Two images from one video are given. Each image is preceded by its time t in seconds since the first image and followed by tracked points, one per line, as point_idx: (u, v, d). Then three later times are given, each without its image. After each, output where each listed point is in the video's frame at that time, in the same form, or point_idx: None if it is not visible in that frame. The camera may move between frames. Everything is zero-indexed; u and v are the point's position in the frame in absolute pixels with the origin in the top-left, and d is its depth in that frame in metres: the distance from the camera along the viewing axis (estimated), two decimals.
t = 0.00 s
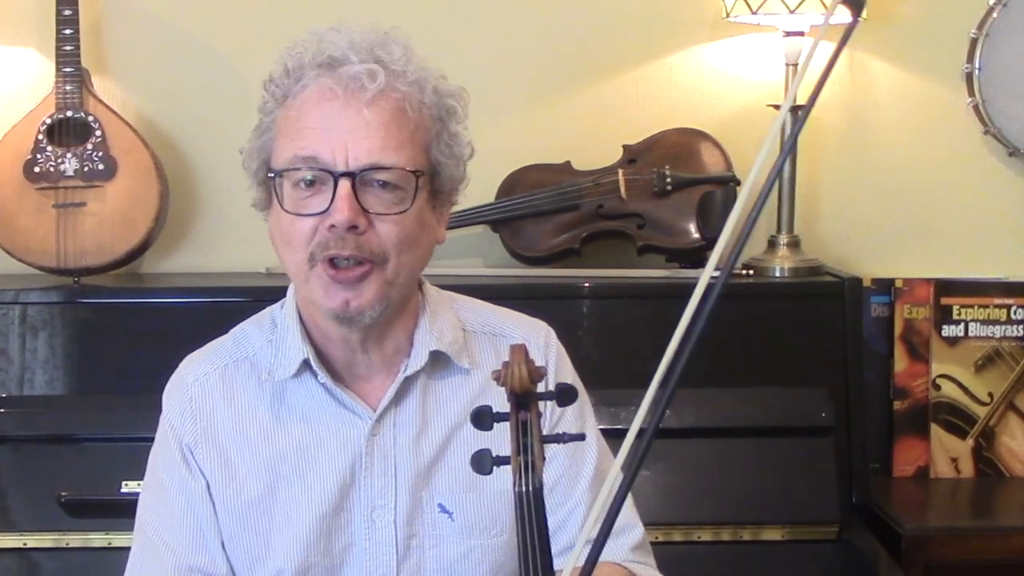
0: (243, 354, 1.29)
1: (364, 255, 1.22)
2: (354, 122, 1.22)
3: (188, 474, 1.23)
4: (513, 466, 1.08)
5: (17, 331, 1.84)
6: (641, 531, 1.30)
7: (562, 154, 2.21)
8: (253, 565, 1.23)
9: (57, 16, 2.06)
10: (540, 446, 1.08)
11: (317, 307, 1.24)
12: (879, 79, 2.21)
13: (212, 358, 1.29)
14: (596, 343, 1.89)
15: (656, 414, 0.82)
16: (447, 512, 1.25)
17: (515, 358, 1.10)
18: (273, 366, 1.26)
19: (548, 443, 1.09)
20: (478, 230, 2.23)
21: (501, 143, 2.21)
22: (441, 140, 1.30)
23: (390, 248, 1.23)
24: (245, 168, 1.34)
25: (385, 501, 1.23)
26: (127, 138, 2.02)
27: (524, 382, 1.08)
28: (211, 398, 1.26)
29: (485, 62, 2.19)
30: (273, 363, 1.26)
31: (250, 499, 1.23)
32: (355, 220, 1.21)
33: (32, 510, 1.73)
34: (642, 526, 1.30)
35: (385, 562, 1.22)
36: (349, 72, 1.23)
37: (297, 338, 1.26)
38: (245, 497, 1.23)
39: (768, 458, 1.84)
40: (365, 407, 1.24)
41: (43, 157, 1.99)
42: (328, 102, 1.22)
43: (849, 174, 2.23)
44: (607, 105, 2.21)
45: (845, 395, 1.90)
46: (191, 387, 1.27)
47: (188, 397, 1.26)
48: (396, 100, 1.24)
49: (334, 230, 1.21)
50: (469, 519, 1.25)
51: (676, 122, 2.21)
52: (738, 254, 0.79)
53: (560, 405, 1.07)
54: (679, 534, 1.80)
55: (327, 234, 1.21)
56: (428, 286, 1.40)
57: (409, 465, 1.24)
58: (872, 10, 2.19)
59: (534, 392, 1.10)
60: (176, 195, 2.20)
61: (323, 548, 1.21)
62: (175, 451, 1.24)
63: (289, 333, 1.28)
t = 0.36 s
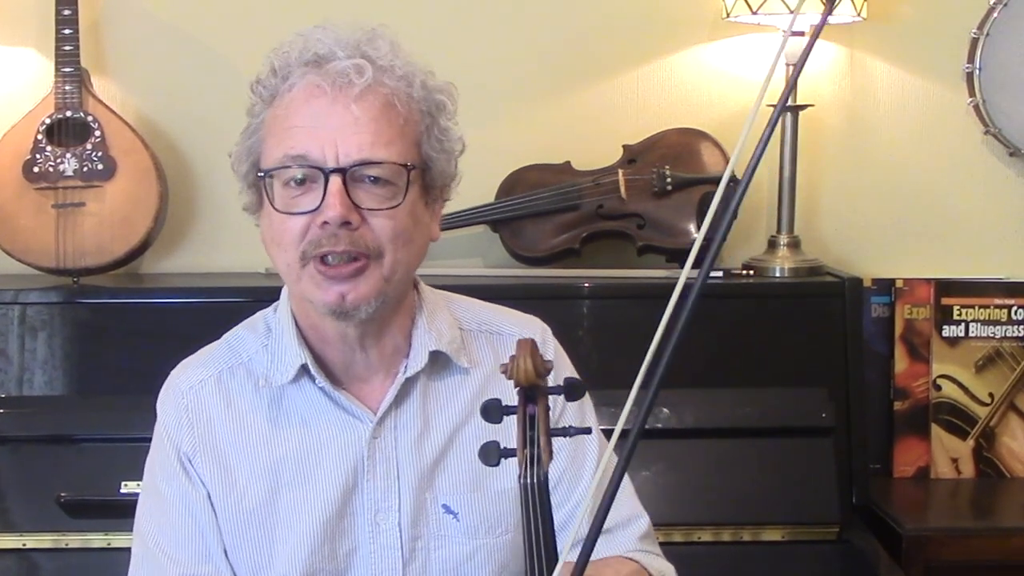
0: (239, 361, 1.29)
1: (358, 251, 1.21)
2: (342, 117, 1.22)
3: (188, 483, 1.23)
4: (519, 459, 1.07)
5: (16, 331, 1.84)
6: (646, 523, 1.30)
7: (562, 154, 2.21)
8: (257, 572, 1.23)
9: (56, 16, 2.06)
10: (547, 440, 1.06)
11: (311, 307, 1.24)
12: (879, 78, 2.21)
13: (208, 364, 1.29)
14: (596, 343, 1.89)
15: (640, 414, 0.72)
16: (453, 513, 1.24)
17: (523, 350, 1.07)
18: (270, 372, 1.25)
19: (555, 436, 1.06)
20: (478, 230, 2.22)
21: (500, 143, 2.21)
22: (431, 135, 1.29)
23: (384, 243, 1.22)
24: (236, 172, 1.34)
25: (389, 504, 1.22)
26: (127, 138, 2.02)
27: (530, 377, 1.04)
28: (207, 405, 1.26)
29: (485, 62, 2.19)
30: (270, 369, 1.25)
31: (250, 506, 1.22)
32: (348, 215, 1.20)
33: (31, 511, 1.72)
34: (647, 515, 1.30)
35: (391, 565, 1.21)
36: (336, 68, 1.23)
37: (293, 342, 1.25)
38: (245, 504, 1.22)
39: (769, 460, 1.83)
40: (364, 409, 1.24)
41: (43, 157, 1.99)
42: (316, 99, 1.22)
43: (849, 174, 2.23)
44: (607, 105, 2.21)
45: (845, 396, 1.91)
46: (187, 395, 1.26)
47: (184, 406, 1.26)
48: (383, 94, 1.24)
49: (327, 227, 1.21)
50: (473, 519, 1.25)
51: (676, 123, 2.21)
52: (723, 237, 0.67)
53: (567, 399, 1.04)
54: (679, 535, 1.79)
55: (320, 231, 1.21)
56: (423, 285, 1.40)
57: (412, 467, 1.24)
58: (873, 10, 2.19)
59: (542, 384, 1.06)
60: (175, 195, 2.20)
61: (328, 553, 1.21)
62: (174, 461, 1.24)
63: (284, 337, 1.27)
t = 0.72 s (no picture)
0: (236, 360, 1.29)
1: (355, 241, 1.21)
2: (342, 107, 1.22)
3: (184, 482, 1.23)
4: (534, 474, 1.08)
5: (15, 332, 1.84)
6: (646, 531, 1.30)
7: (561, 155, 2.21)
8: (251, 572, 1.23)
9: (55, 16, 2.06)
10: (560, 452, 1.08)
11: (308, 302, 1.23)
12: (878, 79, 2.21)
13: (206, 363, 1.29)
14: (596, 343, 1.89)
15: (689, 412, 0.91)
16: (447, 516, 1.24)
17: (535, 363, 1.10)
18: (267, 371, 1.25)
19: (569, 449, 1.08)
20: (478, 230, 2.22)
21: (500, 143, 2.20)
22: (431, 131, 1.29)
23: (382, 235, 1.22)
24: (236, 170, 1.34)
25: (384, 506, 1.22)
26: (126, 138, 2.02)
27: (546, 390, 1.07)
28: (204, 404, 1.25)
29: (484, 62, 2.19)
30: (267, 368, 1.25)
31: (246, 506, 1.22)
32: (346, 205, 1.20)
33: (30, 511, 1.72)
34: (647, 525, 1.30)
35: (385, 567, 1.21)
36: (336, 60, 1.24)
37: (291, 341, 1.25)
38: (241, 503, 1.22)
39: (768, 460, 1.83)
40: (360, 410, 1.24)
41: (42, 158, 1.99)
42: (316, 90, 1.23)
43: (849, 174, 2.23)
44: (607, 105, 2.20)
45: (845, 396, 1.91)
46: (185, 394, 1.26)
47: (181, 404, 1.26)
48: (383, 86, 1.24)
49: (325, 217, 1.20)
50: (468, 523, 1.25)
51: (676, 123, 2.21)
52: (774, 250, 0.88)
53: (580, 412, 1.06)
54: (679, 535, 1.79)
55: (318, 221, 1.20)
56: (423, 286, 1.39)
57: (407, 469, 1.24)
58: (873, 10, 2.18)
59: (554, 399, 1.09)
60: (175, 195, 2.19)
61: (322, 553, 1.21)
62: (170, 459, 1.23)
63: (282, 336, 1.27)
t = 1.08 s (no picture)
0: (241, 358, 1.28)
1: (370, 244, 1.20)
2: (361, 110, 1.21)
3: (186, 480, 1.22)
4: (490, 479, 1.08)
5: (14, 332, 1.84)
6: (639, 539, 1.30)
7: (561, 155, 2.21)
8: (252, 572, 1.23)
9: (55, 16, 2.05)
10: (513, 455, 1.08)
11: (318, 303, 1.23)
12: (878, 79, 2.20)
13: (210, 361, 1.28)
14: (595, 343, 1.88)
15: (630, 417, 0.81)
16: (447, 519, 1.24)
17: (485, 367, 1.09)
18: (272, 370, 1.25)
19: (523, 452, 1.08)
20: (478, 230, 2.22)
21: (500, 144, 2.20)
22: (446, 137, 1.29)
23: (395, 238, 1.22)
24: (247, 167, 1.33)
25: (385, 509, 1.22)
26: (126, 138, 2.02)
27: (496, 394, 1.07)
28: (208, 402, 1.25)
29: (484, 62, 2.19)
30: (271, 367, 1.25)
31: (248, 505, 1.22)
32: (361, 208, 1.20)
33: (28, 512, 1.72)
34: (639, 533, 1.30)
35: (384, 568, 1.21)
36: (357, 61, 1.23)
37: (296, 341, 1.25)
38: (244, 502, 1.22)
39: (769, 461, 1.83)
40: (364, 413, 1.23)
41: (42, 158, 1.98)
42: (336, 91, 1.22)
43: (849, 174, 2.22)
44: (607, 105, 2.20)
45: (845, 399, 1.91)
46: (188, 392, 1.26)
47: (185, 402, 1.25)
48: (403, 90, 1.24)
49: (340, 219, 1.20)
50: (468, 526, 1.24)
51: (675, 123, 2.21)
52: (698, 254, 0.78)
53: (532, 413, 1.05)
54: (679, 536, 1.78)
55: (333, 223, 1.20)
56: (429, 289, 1.39)
57: (409, 472, 1.23)
58: (872, 10, 2.18)
59: (505, 402, 1.09)
60: (174, 195, 2.19)
61: (323, 554, 1.21)
62: (172, 457, 1.23)
63: (288, 335, 1.27)
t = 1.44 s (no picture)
0: (243, 360, 1.28)
1: (374, 252, 1.20)
2: (364, 118, 1.21)
3: (189, 482, 1.22)
4: (507, 472, 1.10)
5: (14, 333, 1.83)
6: (642, 536, 1.29)
7: (561, 155, 2.21)
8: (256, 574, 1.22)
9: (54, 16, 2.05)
10: (532, 451, 1.10)
11: (321, 308, 1.23)
12: (878, 79, 2.20)
13: (211, 363, 1.28)
14: (595, 344, 1.88)
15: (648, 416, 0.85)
16: (452, 519, 1.24)
17: (505, 363, 1.09)
18: (274, 372, 1.25)
19: (541, 447, 1.10)
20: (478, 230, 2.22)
21: (500, 144, 2.20)
22: (449, 141, 1.29)
23: (399, 246, 1.22)
24: (248, 169, 1.33)
25: (390, 509, 1.22)
26: (125, 138, 2.02)
27: (513, 389, 1.08)
28: (211, 404, 1.25)
29: (484, 62, 2.19)
30: (273, 370, 1.25)
31: (252, 507, 1.22)
32: (365, 216, 1.20)
33: (27, 512, 1.72)
34: (642, 533, 1.30)
35: (389, 569, 1.21)
36: (359, 69, 1.23)
37: (299, 343, 1.25)
38: (247, 504, 1.22)
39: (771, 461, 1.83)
40: (367, 414, 1.23)
41: (41, 158, 1.98)
42: (338, 98, 1.22)
43: (849, 175, 2.22)
44: (607, 106, 2.20)
45: (846, 405, 1.91)
46: (190, 394, 1.26)
47: (187, 404, 1.25)
48: (406, 97, 1.23)
49: (344, 229, 1.20)
50: (473, 526, 1.24)
51: (675, 123, 2.21)
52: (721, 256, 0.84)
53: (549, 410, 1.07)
54: (679, 536, 1.78)
55: (337, 231, 1.20)
56: (431, 290, 1.39)
57: (413, 473, 1.23)
58: (872, 11, 2.18)
59: (524, 398, 1.10)
60: (174, 196, 2.19)
61: (328, 556, 1.20)
62: (175, 459, 1.23)
63: (290, 337, 1.27)
